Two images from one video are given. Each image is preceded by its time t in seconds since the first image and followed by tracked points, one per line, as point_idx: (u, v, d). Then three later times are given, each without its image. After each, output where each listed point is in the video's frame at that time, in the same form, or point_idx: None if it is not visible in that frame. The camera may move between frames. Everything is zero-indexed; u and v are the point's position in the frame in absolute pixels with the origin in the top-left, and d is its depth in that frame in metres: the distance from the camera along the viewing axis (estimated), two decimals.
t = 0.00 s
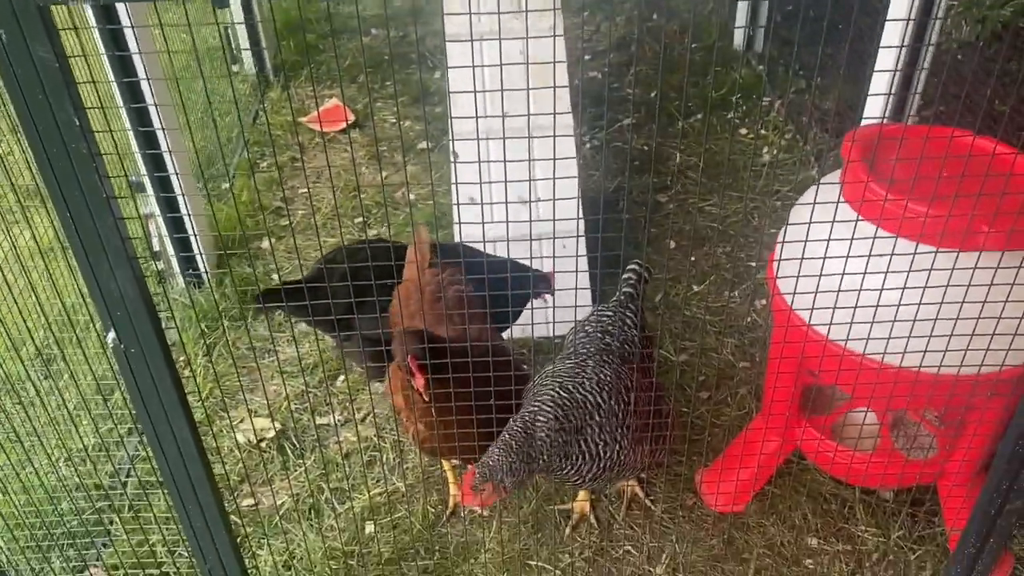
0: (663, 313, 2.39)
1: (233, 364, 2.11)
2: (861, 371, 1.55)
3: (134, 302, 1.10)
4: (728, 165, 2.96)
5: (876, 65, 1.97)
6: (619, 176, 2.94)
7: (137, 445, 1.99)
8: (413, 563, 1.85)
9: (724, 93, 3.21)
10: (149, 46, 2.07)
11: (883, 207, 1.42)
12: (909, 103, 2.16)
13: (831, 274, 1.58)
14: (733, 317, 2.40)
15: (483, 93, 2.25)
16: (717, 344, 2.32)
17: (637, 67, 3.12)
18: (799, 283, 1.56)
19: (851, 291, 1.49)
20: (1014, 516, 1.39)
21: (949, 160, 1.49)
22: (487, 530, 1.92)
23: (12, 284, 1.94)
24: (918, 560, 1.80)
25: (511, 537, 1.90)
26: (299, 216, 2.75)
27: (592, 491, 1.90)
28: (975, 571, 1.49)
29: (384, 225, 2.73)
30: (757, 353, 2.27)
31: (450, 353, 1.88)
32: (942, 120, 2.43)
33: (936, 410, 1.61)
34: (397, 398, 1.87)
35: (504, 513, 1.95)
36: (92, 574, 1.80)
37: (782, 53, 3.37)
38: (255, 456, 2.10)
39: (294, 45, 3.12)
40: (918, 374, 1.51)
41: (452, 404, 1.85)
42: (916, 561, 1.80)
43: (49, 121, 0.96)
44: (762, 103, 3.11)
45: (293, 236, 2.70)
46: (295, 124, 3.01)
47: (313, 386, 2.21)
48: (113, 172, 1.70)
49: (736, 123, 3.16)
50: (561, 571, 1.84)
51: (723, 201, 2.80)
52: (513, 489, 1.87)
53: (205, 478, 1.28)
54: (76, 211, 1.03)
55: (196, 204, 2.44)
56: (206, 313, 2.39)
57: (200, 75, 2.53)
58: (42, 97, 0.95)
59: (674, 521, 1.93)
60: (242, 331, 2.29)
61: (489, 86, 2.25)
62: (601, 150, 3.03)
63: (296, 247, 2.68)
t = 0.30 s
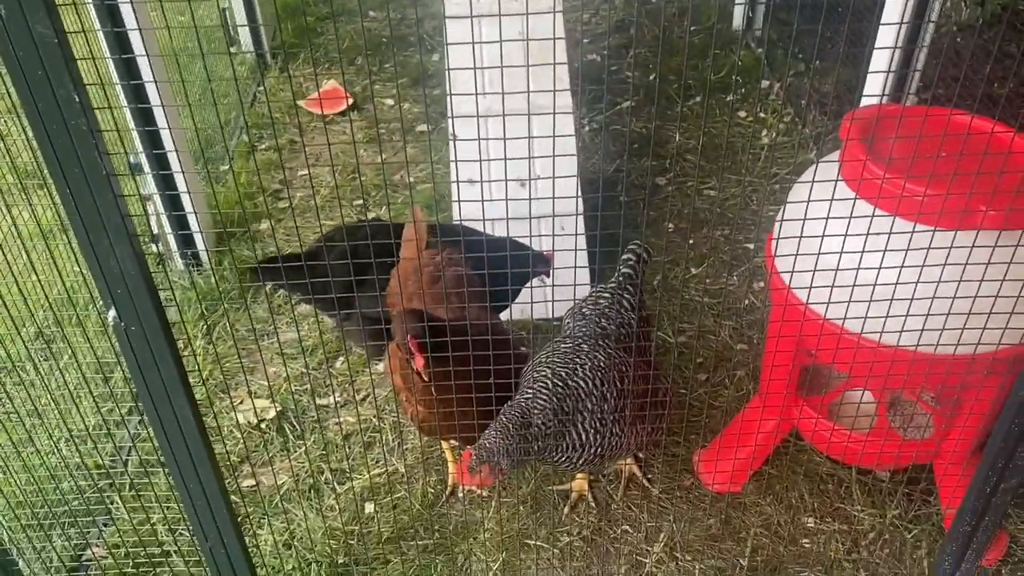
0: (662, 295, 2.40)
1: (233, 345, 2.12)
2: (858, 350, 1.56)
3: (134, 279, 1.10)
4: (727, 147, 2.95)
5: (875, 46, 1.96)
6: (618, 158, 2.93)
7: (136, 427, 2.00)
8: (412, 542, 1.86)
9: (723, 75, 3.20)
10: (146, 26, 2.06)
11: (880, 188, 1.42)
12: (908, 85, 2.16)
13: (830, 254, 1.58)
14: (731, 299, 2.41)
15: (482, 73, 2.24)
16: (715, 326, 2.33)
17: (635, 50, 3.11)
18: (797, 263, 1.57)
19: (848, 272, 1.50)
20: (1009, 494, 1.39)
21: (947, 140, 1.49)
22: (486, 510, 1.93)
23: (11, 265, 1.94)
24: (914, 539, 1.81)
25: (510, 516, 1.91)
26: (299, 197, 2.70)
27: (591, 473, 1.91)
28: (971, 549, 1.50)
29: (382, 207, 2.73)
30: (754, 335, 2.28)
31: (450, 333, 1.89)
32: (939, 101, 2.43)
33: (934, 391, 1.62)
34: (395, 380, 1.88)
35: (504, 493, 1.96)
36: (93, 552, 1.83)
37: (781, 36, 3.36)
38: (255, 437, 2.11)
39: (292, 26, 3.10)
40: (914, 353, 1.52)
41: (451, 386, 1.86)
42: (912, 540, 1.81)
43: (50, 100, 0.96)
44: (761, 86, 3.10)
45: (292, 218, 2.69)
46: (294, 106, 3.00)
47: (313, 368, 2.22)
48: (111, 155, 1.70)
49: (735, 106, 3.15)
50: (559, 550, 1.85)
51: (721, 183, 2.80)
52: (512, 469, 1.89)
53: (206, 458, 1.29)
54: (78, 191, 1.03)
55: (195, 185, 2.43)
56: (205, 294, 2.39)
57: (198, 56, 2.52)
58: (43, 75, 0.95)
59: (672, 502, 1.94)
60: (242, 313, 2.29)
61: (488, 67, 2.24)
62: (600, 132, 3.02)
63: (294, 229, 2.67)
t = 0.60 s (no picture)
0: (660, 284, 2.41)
1: (232, 333, 2.12)
2: (855, 337, 1.57)
3: (134, 266, 1.10)
4: (725, 137, 2.95)
5: (873, 35, 1.96)
6: (617, 147, 2.93)
7: (135, 415, 2.01)
8: (410, 529, 1.86)
9: (722, 65, 3.20)
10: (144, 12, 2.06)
11: (878, 175, 1.42)
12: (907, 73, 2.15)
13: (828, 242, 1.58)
14: (729, 289, 2.41)
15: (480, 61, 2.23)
16: (713, 315, 2.33)
17: (634, 39, 3.10)
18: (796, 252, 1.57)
19: (846, 259, 1.50)
20: (1004, 481, 1.40)
21: (945, 128, 1.49)
22: (484, 498, 1.94)
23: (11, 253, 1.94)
24: (910, 527, 1.82)
25: (508, 503, 1.92)
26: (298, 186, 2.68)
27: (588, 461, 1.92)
28: (967, 536, 1.50)
29: (380, 196, 2.72)
30: (751, 324, 2.28)
31: (450, 321, 1.90)
32: (937, 91, 2.44)
33: (931, 379, 1.63)
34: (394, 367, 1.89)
35: (502, 481, 1.97)
36: (92, 538, 1.84)
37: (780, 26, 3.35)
38: (253, 425, 2.12)
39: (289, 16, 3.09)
40: (911, 340, 1.52)
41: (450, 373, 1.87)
42: (908, 528, 1.82)
43: (48, 85, 0.96)
44: (760, 76, 3.10)
45: (290, 207, 2.68)
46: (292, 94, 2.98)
47: (311, 356, 2.22)
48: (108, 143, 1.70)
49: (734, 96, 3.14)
50: (557, 537, 1.85)
51: (720, 172, 2.80)
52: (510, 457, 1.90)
53: (206, 444, 1.29)
54: (77, 177, 1.03)
55: (193, 173, 2.42)
56: (204, 282, 2.39)
57: (195, 44, 2.51)
58: (41, 61, 0.95)
59: (669, 490, 1.95)
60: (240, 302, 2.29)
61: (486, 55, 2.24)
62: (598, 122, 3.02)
63: (292, 217, 2.66)
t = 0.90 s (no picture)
0: (657, 278, 2.41)
1: (231, 327, 2.12)
2: (850, 331, 1.57)
3: (134, 258, 1.10)
4: (723, 131, 2.95)
5: (870, 29, 1.97)
6: (616, 141, 2.93)
7: (133, 408, 2.02)
8: (408, 521, 1.87)
9: (720, 60, 3.20)
10: (143, 5, 2.06)
11: (874, 168, 1.43)
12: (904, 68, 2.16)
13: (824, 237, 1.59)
14: (727, 283, 2.42)
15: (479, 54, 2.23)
16: (711, 309, 2.34)
17: (632, 33, 3.10)
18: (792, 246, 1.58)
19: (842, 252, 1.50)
20: (999, 473, 1.40)
21: (940, 123, 1.49)
22: (482, 491, 1.95)
23: (11, 246, 1.94)
24: (906, 519, 1.84)
25: (506, 496, 1.93)
26: (296, 180, 2.66)
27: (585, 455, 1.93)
28: (962, 528, 1.50)
29: (378, 190, 2.72)
30: (749, 318, 2.29)
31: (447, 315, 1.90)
32: (935, 85, 2.44)
33: (927, 373, 1.64)
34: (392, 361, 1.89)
35: (500, 474, 1.98)
36: (92, 531, 1.86)
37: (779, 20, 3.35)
38: (251, 419, 2.12)
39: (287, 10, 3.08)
40: (907, 334, 1.53)
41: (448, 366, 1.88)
42: (904, 520, 1.83)
43: (49, 78, 0.96)
44: (757, 71, 3.10)
45: (288, 201, 2.67)
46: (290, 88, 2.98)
47: (309, 350, 2.22)
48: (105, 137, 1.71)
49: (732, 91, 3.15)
50: (554, 529, 1.86)
51: (718, 167, 2.80)
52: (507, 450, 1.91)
53: (205, 435, 1.29)
54: (77, 170, 1.03)
55: (192, 167, 2.42)
56: (204, 276, 2.39)
57: (194, 38, 2.51)
58: (42, 54, 0.95)
59: (666, 483, 1.96)
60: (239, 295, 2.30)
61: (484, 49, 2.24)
62: (597, 116, 3.02)
63: (290, 211, 2.66)
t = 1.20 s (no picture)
0: (653, 276, 2.42)
1: (228, 323, 2.12)
2: (847, 328, 1.58)
3: (132, 254, 1.11)
4: (720, 129, 2.95)
5: (867, 27, 1.97)
6: (613, 139, 2.93)
7: (130, 404, 2.03)
8: (405, 518, 1.87)
9: (718, 57, 3.20)
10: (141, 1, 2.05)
11: (869, 164, 1.43)
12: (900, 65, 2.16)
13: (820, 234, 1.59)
14: (723, 280, 2.42)
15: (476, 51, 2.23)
16: (707, 306, 2.34)
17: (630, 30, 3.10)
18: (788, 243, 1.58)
19: (837, 249, 1.51)
20: (994, 469, 1.41)
21: (936, 120, 1.50)
22: (480, 487, 1.95)
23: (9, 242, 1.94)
24: (901, 515, 1.84)
25: (503, 492, 1.94)
26: (294, 177, 2.65)
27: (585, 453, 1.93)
28: (957, 523, 1.51)
29: (376, 187, 2.72)
30: (745, 315, 2.29)
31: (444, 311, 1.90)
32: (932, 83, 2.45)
33: (922, 370, 1.64)
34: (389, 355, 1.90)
35: (496, 471, 1.99)
36: (90, 526, 1.86)
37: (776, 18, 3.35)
38: (248, 416, 2.12)
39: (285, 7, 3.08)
40: (902, 331, 1.53)
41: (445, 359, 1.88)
42: (899, 517, 1.84)
43: (47, 73, 0.96)
44: (754, 68, 3.10)
45: (285, 198, 2.67)
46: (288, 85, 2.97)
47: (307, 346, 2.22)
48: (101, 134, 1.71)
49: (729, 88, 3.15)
50: (551, 525, 1.87)
51: (715, 164, 2.80)
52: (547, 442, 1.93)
53: (203, 431, 1.30)
54: (74, 165, 1.03)
55: (190, 164, 2.42)
56: (202, 272, 2.39)
57: (192, 35, 2.51)
58: (40, 49, 0.95)
59: (662, 479, 1.96)
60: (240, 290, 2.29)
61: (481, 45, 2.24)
62: (595, 113, 3.02)
63: (288, 208, 2.66)
